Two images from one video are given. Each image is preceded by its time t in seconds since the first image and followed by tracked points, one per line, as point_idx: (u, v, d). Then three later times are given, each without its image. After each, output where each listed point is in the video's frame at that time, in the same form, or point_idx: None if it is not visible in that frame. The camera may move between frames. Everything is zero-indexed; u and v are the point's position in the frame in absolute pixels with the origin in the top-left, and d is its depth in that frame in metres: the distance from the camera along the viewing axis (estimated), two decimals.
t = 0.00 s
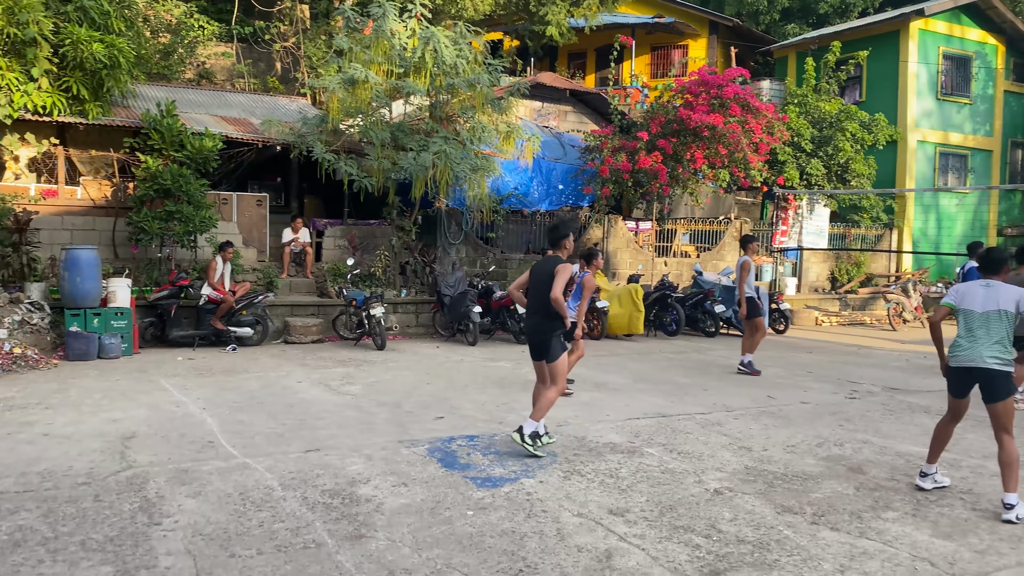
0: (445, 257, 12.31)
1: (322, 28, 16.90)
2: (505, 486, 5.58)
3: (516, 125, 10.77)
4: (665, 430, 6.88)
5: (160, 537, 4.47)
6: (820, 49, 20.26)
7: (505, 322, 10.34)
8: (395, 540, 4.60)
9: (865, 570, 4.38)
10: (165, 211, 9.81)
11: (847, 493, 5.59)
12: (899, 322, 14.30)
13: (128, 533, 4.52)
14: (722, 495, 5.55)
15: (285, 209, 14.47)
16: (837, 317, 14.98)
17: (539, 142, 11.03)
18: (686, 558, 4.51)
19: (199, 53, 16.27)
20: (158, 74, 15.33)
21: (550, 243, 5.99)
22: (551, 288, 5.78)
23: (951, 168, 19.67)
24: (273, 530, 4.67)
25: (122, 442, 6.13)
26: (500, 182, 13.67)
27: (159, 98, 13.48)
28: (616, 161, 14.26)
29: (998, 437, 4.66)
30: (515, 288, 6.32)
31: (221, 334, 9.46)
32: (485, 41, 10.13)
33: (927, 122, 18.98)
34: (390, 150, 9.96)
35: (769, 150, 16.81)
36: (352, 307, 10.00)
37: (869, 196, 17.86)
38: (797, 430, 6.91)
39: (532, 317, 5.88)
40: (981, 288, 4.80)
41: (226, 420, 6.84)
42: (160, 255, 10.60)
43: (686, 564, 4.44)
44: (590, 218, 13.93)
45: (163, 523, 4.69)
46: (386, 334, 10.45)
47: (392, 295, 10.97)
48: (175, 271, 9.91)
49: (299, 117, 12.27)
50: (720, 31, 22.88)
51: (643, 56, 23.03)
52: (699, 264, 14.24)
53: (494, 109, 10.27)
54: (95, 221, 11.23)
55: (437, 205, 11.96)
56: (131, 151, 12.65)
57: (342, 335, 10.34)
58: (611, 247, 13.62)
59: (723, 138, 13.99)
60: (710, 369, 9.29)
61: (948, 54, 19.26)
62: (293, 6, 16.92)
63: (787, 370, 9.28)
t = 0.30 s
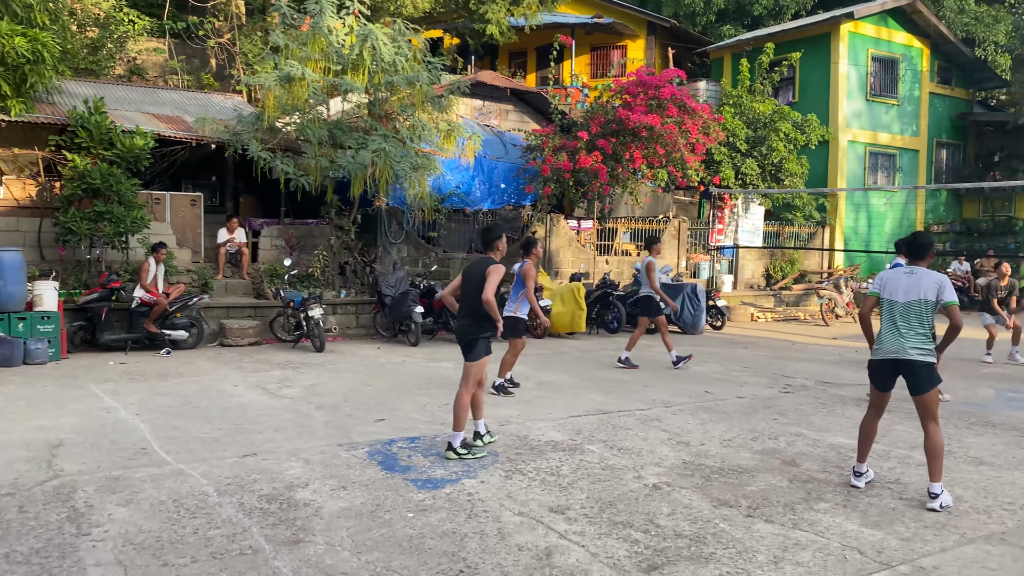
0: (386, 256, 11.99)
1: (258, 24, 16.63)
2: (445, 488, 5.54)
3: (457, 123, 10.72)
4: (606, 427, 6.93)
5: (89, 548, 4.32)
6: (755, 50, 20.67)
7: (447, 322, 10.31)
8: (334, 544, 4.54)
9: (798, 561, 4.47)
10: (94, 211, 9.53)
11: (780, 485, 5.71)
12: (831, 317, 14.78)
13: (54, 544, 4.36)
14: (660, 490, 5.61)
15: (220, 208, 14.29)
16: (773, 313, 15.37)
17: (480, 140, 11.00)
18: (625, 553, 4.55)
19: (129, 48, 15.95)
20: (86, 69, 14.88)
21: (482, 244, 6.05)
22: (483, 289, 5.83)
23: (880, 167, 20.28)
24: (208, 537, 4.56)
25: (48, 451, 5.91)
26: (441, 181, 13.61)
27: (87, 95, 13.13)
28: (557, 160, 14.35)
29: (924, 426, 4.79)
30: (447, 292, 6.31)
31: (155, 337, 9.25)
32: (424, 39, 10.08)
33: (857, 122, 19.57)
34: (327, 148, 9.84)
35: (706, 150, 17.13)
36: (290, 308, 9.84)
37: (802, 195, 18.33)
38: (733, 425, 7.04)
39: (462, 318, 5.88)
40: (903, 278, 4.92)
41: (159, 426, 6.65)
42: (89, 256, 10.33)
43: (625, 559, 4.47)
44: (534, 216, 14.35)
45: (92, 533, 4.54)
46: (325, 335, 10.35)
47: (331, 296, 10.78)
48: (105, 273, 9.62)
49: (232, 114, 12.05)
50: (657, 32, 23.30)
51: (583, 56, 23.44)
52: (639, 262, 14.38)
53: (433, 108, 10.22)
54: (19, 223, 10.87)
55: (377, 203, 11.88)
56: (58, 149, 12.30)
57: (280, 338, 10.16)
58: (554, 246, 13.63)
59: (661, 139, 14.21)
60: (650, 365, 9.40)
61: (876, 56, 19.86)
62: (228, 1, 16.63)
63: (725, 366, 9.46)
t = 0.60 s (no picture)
0: (340, 255, 12.13)
1: (208, 20, 16.36)
2: (402, 487, 5.51)
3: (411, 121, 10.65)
4: (562, 423, 6.97)
5: (34, 556, 4.20)
6: (706, 51, 21.01)
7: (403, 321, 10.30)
8: (289, 546, 4.48)
9: (751, 552, 4.55)
10: (38, 211, 9.24)
11: (733, 478, 5.81)
12: (781, 313, 15.18)
13: None
14: (616, 485, 5.66)
15: (170, 207, 14.00)
16: (725, 310, 15.65)
17: (435, 138, 10.97)
18: (582, 549, 4.57)
19: (73, 43, 15.57)
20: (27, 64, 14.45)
21: (434, 241, 6.09)
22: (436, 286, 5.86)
23: (828, 166, 20.76)
24: (159, 541, 4.47)
25: None
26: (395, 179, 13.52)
27: (28, 91, 12.76)
28: (512, 159, 14.15)
29: (867, 416, 4.94)
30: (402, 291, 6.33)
31: (102, 340, 9.07)
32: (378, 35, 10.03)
33: (806, 122, 20.00)
34: (279, 146, 9.71)
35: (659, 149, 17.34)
36: (243, 308, 9.68)
37: (752, 193, 18.67)
38: (686, 420, 7.14)
39: (415, 315, 5.90)
40: (849, 273, 5.03)
41: (108, 430, 6.49)
42: (32, 256, 10.01)
43: (581, 554, 4.50)
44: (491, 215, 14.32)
45: (37, 540, 4.41)
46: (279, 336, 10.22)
47: (284, 296, 10.68)
48: (49, 274, 9.34)
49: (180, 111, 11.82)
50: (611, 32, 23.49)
51: (538, 55, 23.47)
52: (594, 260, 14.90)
53: (388, 104, 10.17)
54: None
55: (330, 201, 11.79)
56: None
57: (233, 338, 10.00)
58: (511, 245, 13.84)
59: (615, 138, 14.32)
60: (606, 362, 9.48)
61: (824, 57, 20.32)
62: None
63: (679, 362, 9.59)
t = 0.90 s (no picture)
0: (302, 255, 12.12)
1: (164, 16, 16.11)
2: (366, 489, 5.46)
3: (373, 120, 10.58)
4: (527, 422, 6.98)
5: None
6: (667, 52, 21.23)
7: (366, 322, 10.25)
8: (250, 550, 4.41)
9: (715, 548, 4.59)
10: None
11: (696, 474, 5.86)
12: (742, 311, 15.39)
13: None
14: (581, 483, 5.68)
15: (127, 207, 13.74)
16: (687, 308, 15.84)
17: (397, 137, 10.91)
18: (547, 547, 4.57)
19: (24, 39, 15.14)
20: None
21: (401, 242, 6.00)
22: (407, 288, 5.79)
23: (787, 166, 21.08)
24: (116, 548, 4.37)
25: None
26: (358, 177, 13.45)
27: None
28: (476, 157, 14.13)
29: (805, 411, 5.23)
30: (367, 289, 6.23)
31: (56, 342, 8.83)
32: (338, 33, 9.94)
33: (765, 122, 20.30)
34: (239, 145, 9.56)
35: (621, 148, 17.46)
36: (202, 309, 9.53)
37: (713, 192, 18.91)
38: (650, 417, 7.20)
39: (384, 316, 5.82)
40: (774, 279, 5.09)
41: (63, 435, 6.33)
42: None
43: (546, 553, 4.50)
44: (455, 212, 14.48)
45: None
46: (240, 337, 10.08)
47: (245, 296, 10.55)
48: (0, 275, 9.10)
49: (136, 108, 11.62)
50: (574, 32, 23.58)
51: (501, 54, 23.48)
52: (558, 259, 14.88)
53: (349, 103, 10.10)
54: None
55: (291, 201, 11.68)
56: None
57: (192, 340, 9.84)
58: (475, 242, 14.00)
59: (578, 137, 14.36)
60: (570, 360, 9.52)
61: (782, 58, 20.63)
62: None
63: (643, 359, 9.67)
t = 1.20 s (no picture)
0: (274, 256, 12.05)
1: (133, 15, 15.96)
2: (340, 492, 5.42)
3: (346, 120, 10.55)
4: (502, 423, 6.97)
5: None
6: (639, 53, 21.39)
7: (340, 323, 10.16)
8: (223, 555, 4.36)
9: (689, 546, 4.61)
10: None
11: (671, 473, 5.88)
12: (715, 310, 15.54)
13: None
14: (556, 483, 5.68)
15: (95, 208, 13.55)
16: (661, 307, 15.95)
17: (370, 137, 10.87)
18: (522, 548, 4.57)
19: None
20: None
21: (375, 243, 5.97)
22: (387, 290, 5.82)
23: (759, 166, 21.28)
24: (84, 556, 4.30)
25: None
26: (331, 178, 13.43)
27: None
28: (449, 158, 14.03)
29: (740, 391, 5.69)
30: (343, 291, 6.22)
31: (23, 347, 8.67)
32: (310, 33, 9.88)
33: (737, 122, 20.48)
34: (210, 145, 9.47)
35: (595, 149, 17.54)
36: (173, 312, 9.44)
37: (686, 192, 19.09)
38: (625, 416, 7.22)
39: (367, 319, 5.87)
40: (730, 265, 5.54)
41: (29, 441, 6.21)
42: None
43: (522, 554, 4.49)
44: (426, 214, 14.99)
45: None
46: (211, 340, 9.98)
47: (217, 299, 10.43)
48: None
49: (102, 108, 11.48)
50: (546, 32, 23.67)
51: (474, 54, 23.49)
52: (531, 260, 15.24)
53: (321, 103, 10.05)
54: None
55: (263, 202, 11.56)
56: None
57: (163, 343, 9.73)
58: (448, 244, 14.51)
59: (552, 137, 14.37)
60: (545, 360, 9.54)
61: (753, 59, 20.81)
62: None
63: (618, 359, 9.70)
